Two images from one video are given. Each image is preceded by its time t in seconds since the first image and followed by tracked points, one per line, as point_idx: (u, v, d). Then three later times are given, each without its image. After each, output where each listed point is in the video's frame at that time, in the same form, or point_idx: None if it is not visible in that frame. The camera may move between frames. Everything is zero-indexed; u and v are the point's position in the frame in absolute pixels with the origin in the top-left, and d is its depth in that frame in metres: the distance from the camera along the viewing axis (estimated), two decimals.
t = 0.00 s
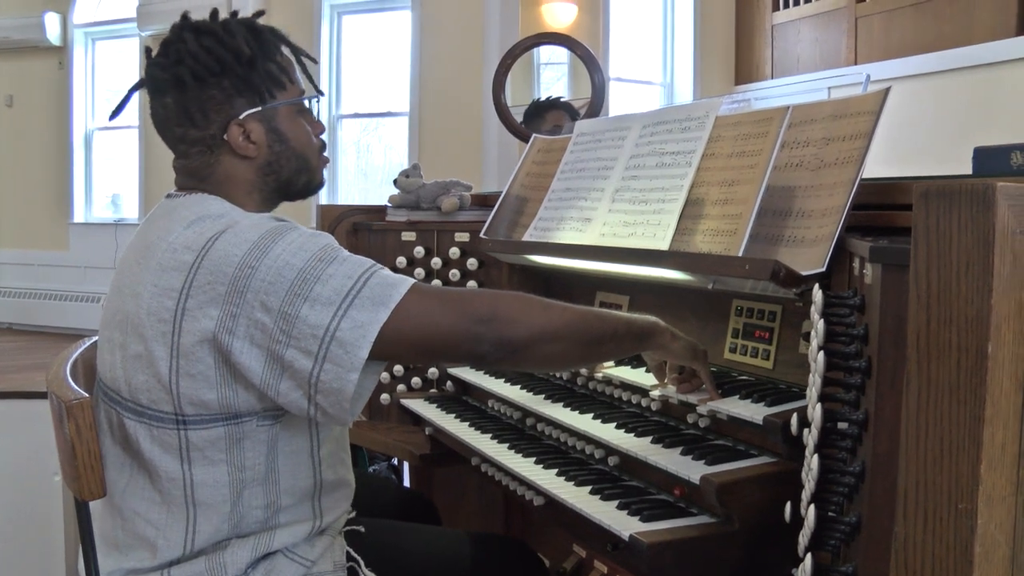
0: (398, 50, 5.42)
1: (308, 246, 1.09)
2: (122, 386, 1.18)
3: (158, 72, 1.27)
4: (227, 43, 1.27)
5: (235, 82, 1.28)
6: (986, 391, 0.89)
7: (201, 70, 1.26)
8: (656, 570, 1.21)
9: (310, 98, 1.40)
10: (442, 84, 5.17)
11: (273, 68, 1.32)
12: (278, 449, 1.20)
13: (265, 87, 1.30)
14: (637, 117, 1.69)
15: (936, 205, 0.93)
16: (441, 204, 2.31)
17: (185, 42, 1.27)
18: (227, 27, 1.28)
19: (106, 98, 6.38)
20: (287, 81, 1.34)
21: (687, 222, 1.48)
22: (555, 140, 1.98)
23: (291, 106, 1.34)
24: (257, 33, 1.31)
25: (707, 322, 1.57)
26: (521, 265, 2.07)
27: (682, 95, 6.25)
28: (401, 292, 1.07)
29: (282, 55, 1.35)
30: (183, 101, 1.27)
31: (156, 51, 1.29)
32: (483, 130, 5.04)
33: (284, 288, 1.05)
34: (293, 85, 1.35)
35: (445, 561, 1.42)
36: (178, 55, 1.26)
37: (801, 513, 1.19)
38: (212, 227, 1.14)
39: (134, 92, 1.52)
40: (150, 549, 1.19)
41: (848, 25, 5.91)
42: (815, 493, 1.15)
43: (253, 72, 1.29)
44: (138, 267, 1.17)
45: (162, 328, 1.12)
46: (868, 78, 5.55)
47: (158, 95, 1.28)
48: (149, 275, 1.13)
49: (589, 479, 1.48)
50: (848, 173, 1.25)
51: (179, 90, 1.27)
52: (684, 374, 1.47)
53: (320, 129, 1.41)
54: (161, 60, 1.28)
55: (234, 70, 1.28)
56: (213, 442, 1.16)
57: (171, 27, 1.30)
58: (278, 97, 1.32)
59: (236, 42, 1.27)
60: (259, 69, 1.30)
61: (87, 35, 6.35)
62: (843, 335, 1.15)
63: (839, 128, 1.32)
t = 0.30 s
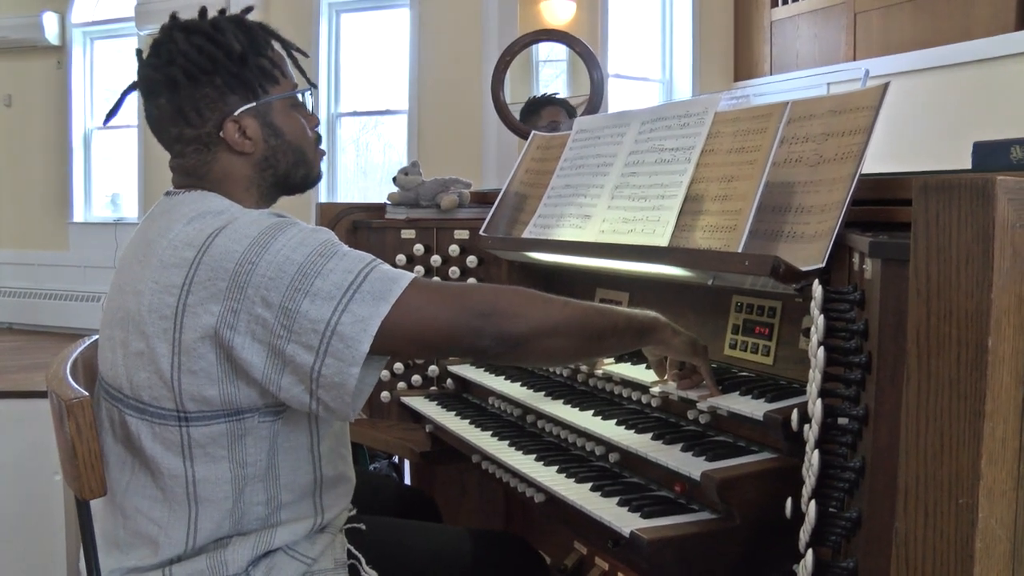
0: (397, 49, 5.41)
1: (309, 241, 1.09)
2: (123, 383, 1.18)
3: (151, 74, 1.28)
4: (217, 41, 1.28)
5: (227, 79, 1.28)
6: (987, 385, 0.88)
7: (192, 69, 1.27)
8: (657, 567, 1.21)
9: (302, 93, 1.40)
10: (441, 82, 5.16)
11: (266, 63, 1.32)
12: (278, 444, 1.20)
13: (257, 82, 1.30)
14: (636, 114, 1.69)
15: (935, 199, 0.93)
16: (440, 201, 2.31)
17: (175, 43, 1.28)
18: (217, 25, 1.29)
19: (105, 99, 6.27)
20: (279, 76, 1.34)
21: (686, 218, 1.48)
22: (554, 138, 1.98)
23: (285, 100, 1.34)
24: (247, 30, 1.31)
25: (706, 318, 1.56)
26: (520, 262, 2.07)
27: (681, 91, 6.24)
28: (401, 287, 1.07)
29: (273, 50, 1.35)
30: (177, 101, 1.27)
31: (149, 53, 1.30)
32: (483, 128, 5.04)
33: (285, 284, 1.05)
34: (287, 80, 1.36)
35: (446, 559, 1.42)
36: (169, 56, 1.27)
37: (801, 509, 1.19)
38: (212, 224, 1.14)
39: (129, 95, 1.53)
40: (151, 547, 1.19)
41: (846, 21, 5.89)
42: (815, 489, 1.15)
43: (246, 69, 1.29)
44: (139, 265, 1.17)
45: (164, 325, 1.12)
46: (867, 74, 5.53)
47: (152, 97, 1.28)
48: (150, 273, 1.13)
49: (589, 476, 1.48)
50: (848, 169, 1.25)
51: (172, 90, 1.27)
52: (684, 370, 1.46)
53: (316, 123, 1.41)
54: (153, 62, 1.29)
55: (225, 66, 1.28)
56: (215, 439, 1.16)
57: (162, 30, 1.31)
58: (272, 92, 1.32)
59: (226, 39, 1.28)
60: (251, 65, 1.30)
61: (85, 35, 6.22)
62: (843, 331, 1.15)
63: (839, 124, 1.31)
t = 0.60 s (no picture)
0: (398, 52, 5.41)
1: (312, 241, 1.08)
2: (125, 383, 1.18)
3: (146, 78, 1.28)
4: (209, 41, 1.27)
5: (222, 77, 1.28)
6: (990, 391, 0.88)
7: (188, 70, 1.26)
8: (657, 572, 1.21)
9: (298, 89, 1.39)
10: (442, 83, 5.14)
11: (261, 61, 1.32)
12: (279, 445, 1.20)
13: (252, 79, 1.30)
14: (638, 117, 1.69)
15: (938, 206, 0.93)
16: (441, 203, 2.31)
17: (167, 46, 1.27)
18: (210, 26, 1.29)
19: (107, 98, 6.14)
20: (275, 74, 1.33)
21: (688, 221, 1.48)
22: (556, 141, 1.98)
23: (281, 97, 1.34)
24: (241, 29, 1.31)
25: (708, 322, 1.56)
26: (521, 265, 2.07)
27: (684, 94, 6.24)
28: (404, 287, 1.06)
29: (267, 47, 1.34)
30: (172, 103, 1.27)
31: (144, 57, 1.29)
32: (485, 129, 5.04)
33: (289, 283, 1.05)
34: (282, 76, 1.35)
35: (445, 562, 1.41)
36: (163, 58, 1.27)
37: (802, 515, 1.19)
38: (216, 223, 1.14)
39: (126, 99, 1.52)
40: (153, 548, 1.18)
41: (850, 25, 5.90)
42: (817, 494, 1.15)
43: (240, 67, 1.29)
44: (143, 264, 1.17)
45: (167, 324, 1.12)
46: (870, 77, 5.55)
47: (149, 99, 1.28)
48: (153, 273, 1.13)
49: (590, 480, 1.48)
50: (851, 173, 1.24)
51: (168, 92, 1.27)
52: (686, 375, 1.46)
53: (314, 121, 1.41)
54: (147, 66, 1.28)
55: (218, 65, 1.27)
56: (217, 439, 1.15)
57: (154, 35, 1.31)
58: (268, 90, 1.32)
59: (220, 39, 1.27)
60: (245, 62, 1.29)
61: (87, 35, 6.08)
62: (845, 336, 1.14)
63: (842, 128, 1.31)
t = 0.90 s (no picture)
0: (399, 48, 5.27)
1: (314, 238, 1.06)
2: (123, 384, 1.16)
3: (141, 75, 1.26)
4: (203, 36, 1.25)
5: (217, 71, 1.26)
6: (1002, 396, 0.86)
7: (183, 66, 1.24)
8: None
9: (296, 85, 1.38)
10: (444, 83, 5.09)
11: (257, 55, 1.30)
12: (278, 447, 1.18)
13: (248, 73, 1.28)
14: (642, 115, 1.67)
15: (949, 205, 0.90)
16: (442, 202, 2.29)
17: (161, 42, 1.25)
18: (204, 20, 1.27)
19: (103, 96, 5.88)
20: (271, 70, 1.31)
21: (693, 221, 1.46)
22: (559, 140, 1.95)
23: (279, 91, 1.32)
24: (236, 25, 1.29)
25: (712, 324, 1.54)
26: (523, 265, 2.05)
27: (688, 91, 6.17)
28: (406, 285, 1.04)
29: (262, 42, 1.32)
30: (167, 100, 1.25)
31: (138, 55, 1.27)
32: (487, 130, 4.99)
33: (290, 280, 1.03)
34: (277, 69, 1.33)
35: (446, 567, 1.39)
36: (158, 55, 1.25)
37: (810, 520, 1.17)
38: (216, 220, 1.12)
39: (121, 97, 1.51)
40: (150, 552, 1.16)
41: (859, 21, 5.73)
42: (824, 499, 1.13)
43: (236, 61, 1.27)
44: (140, 264, 1.15)
45: (167, 323, 1.10)
46: (879, 76, 5.45)
47: (145, 97, 1.26)
48: (151, 272, 1.11)
49: (593, 484, 1.46)
50: (859, 172, 1.22)
51: (162, 89, 1.25)
52: (691, 377, 1.44)
53: (313, 115, 1.39)
54: (142, 63, 1.26)
55: (212, 59, 1.25)
56: (217, 440, 1.14)
57: (148, 32, 1.29)
58: (265, 84, 1.30)
59: (215, 34, 1.25)
60: (241, 55, 1.27)
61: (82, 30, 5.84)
62: (853, 338, 1.12)
63: (850, 127, 1.29)
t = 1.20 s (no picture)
0: (399, 40, 4.87)
1: (313, 237, 1.04)
2: (116, 387, 1.13)
3: (143, 70, 1.24)
4: (205, 30, 1.23)
5: (219, 66, 1.23)
6: (1015, 399, 0.83)
7: (186, 61, 1.22)
8: None
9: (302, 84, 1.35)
10: (442, 76, 4.70)
11: (259, 52, 1.27)
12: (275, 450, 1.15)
13: (252, 69, 1.25)
14: (645, 113, 1.64)
15: (959, 204, 0.88)
16: (441, 201, 2.26)
17: (162, 36, 1.23)
18: (208, 16, 1.24)
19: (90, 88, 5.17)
20: (275, 69, 1.29)
21: (697, 221, 1.43)
22: (560, 138, 1.93)
23: (281, 90, 1.29)
24: (241, 23, 1.27)
25: (716, 326, 1.51)
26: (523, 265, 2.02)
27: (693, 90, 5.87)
28: (408, 284, 1.02)
29: (265, 39, 1.30)
30: (169, 97, 1.22)
31: (141, 51, 1.25)
32: (488, 126, 4.60)
33: (289, 280, 1.01)
34: (282, 66, 1.30)
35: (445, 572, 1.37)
36: (160, 50, 1.22)
37: (816, 526, 1.15)
38: (213, 219, 1.09)
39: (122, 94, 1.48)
40: (143, 558, 1.14)
41: (867, 14, 5.35)
42: (832, 505, 1.10)
43: (238, 57, 1.25)
44: (135, 263, 1.12)
45: (163, 323, 1.07)
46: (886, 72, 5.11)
47: (145, 92, 1.24)
48: (147, 271, 1.09)
49: (595, 488, 1.43)
50: (867, 170, 1.20)
51: (164, 84, 1.22)
52: (696, 379, 1.41)
53: (316, 115, 1.37)
54: (143, 57, 1.24)
55: (216, 56, 1.23)
56: (212, 443, 1.11)
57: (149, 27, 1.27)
58: (268, 83, 1.28)
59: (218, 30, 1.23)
60: (243, 52, 1.25)
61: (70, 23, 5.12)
62: (861, 340, 1.09)
63: (858, 124, 1.26)
